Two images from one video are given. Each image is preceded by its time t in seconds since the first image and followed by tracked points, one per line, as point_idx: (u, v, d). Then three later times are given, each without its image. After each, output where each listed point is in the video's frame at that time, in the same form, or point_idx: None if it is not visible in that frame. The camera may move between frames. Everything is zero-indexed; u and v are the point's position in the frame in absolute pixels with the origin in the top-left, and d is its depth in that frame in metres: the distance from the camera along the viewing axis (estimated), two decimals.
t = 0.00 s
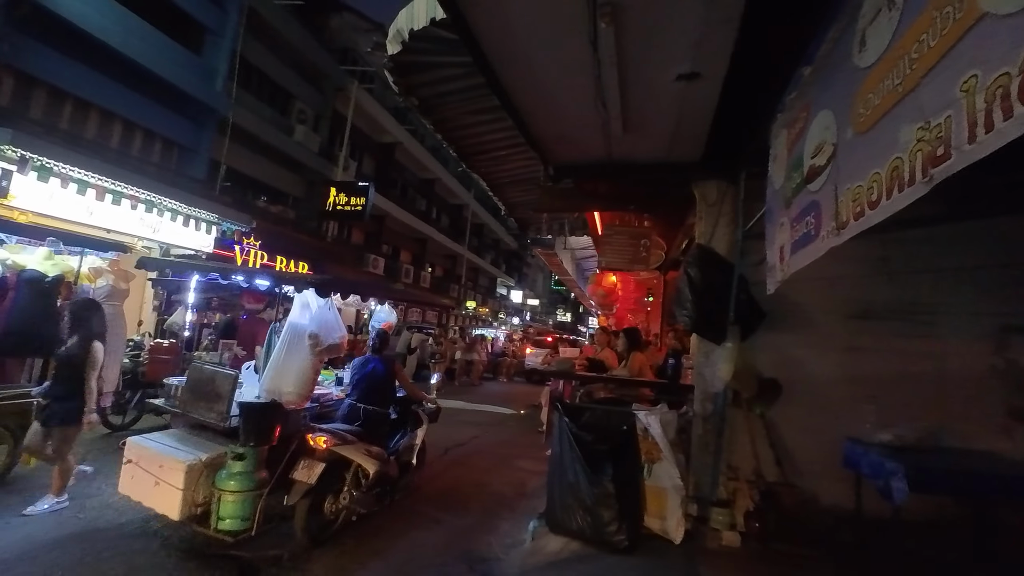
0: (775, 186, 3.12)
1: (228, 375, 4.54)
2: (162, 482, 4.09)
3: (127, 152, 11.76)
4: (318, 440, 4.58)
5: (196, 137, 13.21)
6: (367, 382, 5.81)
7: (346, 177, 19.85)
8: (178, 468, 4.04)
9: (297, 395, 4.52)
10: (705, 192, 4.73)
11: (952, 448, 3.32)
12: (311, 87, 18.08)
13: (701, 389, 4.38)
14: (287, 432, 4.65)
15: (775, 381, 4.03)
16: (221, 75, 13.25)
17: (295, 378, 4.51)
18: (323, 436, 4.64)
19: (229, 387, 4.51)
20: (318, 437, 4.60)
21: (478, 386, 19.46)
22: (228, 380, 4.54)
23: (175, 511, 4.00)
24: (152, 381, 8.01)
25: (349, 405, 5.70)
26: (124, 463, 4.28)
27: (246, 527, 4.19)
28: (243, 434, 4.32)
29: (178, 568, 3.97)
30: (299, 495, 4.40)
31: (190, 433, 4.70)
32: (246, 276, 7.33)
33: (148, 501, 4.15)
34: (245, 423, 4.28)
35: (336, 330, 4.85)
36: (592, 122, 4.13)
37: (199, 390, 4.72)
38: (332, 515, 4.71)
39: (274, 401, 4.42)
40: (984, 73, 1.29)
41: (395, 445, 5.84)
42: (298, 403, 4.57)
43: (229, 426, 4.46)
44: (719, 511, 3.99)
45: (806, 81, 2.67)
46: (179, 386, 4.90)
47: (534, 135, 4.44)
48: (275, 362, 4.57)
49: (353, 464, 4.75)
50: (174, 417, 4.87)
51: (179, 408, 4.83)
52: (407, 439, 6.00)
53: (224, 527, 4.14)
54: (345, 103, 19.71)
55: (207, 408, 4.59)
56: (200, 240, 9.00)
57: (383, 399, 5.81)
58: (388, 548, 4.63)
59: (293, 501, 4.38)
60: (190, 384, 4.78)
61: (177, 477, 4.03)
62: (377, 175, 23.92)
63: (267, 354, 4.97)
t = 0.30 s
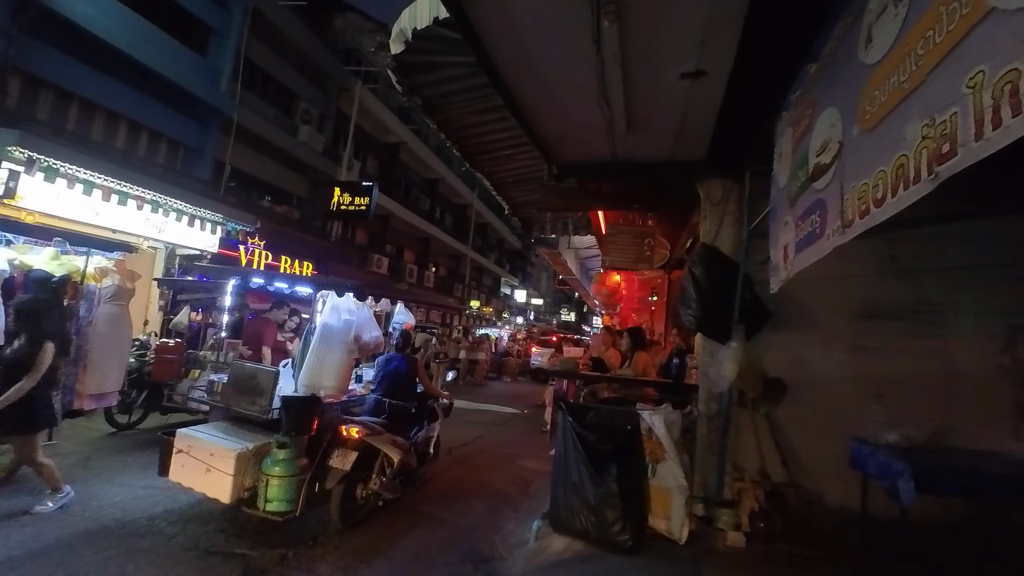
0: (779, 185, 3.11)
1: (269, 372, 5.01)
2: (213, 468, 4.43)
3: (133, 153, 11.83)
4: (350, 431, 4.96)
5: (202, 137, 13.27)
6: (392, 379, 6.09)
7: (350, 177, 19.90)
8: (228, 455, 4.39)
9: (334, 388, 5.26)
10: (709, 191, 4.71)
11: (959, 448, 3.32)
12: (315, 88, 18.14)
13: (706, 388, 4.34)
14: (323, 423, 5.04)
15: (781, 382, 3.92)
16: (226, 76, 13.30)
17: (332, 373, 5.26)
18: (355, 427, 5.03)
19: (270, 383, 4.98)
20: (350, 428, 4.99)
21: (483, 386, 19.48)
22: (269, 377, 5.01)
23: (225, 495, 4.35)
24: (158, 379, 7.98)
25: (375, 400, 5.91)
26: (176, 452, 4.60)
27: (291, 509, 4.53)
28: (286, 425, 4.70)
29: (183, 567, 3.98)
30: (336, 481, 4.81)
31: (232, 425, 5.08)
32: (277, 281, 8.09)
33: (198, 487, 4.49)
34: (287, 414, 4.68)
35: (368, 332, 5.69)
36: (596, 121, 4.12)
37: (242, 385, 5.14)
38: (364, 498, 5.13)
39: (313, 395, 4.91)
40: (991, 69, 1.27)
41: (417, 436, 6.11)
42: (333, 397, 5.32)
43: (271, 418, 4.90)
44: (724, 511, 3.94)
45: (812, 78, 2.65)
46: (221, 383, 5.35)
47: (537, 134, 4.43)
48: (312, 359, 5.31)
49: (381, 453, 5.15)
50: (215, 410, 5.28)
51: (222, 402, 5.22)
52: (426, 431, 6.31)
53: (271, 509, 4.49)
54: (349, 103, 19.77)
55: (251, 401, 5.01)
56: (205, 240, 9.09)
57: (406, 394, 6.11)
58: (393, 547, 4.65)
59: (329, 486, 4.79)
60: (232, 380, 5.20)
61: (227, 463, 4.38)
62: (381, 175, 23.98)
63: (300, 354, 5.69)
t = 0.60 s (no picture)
0: (783, 183, 3.09)
1: (302, 369, 5.33)
2: (252, 459, 4.75)
3: (137, 153, 11.87)
4: (377, 424, 5.31)
5: (206, 138, 13.32)
6: (411, 375, 6.43)
7: (353, 177, 19.93)
8: (269, 446, 4.73)
9: (363, 385, 6.03)
10: (713, 190, 4.69)
11: (964, 448, 3.32)
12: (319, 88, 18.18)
13: (709, 388, 4.29)
14: (351, 417, 5.39)
15: (785, 381, 3.92)
16: (230, 77, 13.33)
17: (363, 371, 6.04)
18: (381, 420, 5.38)
19: (302, 380, 5.28)
20: (377, 421, 5.35)
21: (486, 385, 19.49)
22: (302, 374, 5.34)
23: (266, 483, 4.69)
24: (162, 380, 8.09)
25: (395, 395, 6.28)
26: (215, 444, 4.90)
27: (326, 495, 4.88)
28: (319, 418, 5.03)
29: (187, 566, 3.99)
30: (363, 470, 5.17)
31: (265, 419, 5.41)
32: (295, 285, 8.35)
33: (239, 476, 4.81)
34: (320, 408, 5.01)
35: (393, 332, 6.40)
36: (599, 121, 4.12)
37: (274, 383, 5.45)
38: (387, 486, 5.50)
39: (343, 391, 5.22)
40: (996, 67, 1.27)
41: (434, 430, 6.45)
42: (364, 392, 6.07)
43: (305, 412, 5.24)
44: (727, 511, 3.94)
45: (816, 77, 2.64)
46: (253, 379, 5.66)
47: (540, 134, 4.43)
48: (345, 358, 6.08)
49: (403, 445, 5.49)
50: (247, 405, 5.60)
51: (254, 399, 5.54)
52: (442, 425, 6.62)
53: (307, 496, 4.83)
54: (352, 103, 19.80)
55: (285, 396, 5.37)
56: (209, 240, 9.16)
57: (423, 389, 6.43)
58: (398, 545, 4.68)
59: (358, 475, 5.19)
60: (265, 377, 5.52)
61: (268, 453, 4.72)
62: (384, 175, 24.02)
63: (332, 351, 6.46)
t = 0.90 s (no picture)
0: (786, 182, 3.08)
1: (326, 368, 5.95)
2: (282, 450, 5.34)
3: (140, 152, 11.90)
4: (396, 417, 5.83)
5: (209, 137, 13.36)
6: (425, 373, 6.88)
7: (355, 177, 19.95)
8: (298, 438, 5.31)
9: (381, 381, 6.63)
10: (715, 189, 4.60)
11: (967, 448, 3.31)
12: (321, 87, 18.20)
13: (711, 388, 4.24)
14: (371, 412, 5.98)
15: (786, 380, 3.94)
16: (232, 76, 13.34)
17: (380, 368, 6.65)
18: (399, 414, 5.90)
19: (328, 377, 5.92)
20: (393, 415, 5.90)
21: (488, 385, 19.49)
22: (326, 371, 5.94)
23: (295, 472, 5.26)
24: (165, 381, 8.16)
25: (411, 390, 6.75)
26: (247, 437, 5.51)
27: (350, 483, 5.50)
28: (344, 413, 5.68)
29: (190, 565, 4.00)
30: (384, 460, 5.76)
31: (291, 413, 5.99)
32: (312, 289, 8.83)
33: (270, 466, 5.38)
34: (344, 402, 5.66)
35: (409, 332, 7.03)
36: (601, 120, 4.11)
37: (300, 379, 6.04)
38: (405, 476, 5.98)
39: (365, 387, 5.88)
40: (1001, 65, 1.26)
41: (446, 424, 6.84)
42: (381, 388, 6.64)
43: (329, 407, 5.83)
44: (731, 511, 3.94)
45: (819, 75, 2.63)
46: (280, 378, 6.24)
47: (542, 133, 4.43)
48: (364, 356, 6.74)
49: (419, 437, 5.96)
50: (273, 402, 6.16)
51: (280, 394, 6.12)
52: (454, 420, 7.02)
53: (333, 483, 5.47)
54: (354, 102, 19.82)
55: (310, 393, 5.92)
56: (211, 239, 9.17)
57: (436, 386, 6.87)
58: (400, 544, 4.69)
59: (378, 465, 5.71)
60: (292, 376, 6.12)
61: (297, 445, 5.30)
62: (386, 175, 24.04)
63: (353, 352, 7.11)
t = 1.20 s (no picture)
0: (788, 182, 3.08)
1: (347, 366, 6.46)
2: (306, 442, 5.70)
3: (143, 152, 11.93)
4: (411, 412, 6.19)
5: (211, 137, 13.39)
6: (437, 371, 7.35)
7: (357, 176, 19.97)
8: (322, 430, 5.69)
9: (401, 377, 6.90)
10: (717, 188, 4.59)
11: (968, 447, 3.31)
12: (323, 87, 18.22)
13: (713, 387, 4.23)
14: (389, 407, 6.34)
15: (788, 379, 3.94)
16: (234, 76, 13.36)
17: (398, 365, 6.92)
18: (415, 410, 6.25)
19: (348, 375, 6.43)
20: (410, 411, 6.23)
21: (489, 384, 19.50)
22: (347, 369, 6.45)
23: (319, 462, 5.63)
24: (167, 379, 8.16)
25: (425, 388, 7.21)
26: (274, 430, 5.91)
27: (370, 473, 5.77)
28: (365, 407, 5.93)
29: (193, 563, 4.01)
30: (402, 452, 5.97)
31: (314, 408, 6.46)
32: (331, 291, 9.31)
33: (295, 456, 5.77)
34: (364, 398, 5.93)
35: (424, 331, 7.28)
36: (603, 119, 4.11)
37: (323, 376, 6.54)
38: (420, 467, 6.33)
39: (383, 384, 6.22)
40: (1003, 64, 1.25)
41: (456, 419, 7.40)
42: (399, 384, 6.93)
43: (350, 402, 6.27)
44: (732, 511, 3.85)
45: (821, 74, 2.62)
46: (303, 375, 6.77)
47: (544, 132, 4.43)
48: (383, 354, 7.00)
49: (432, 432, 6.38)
50: (296, 397, 6.64)
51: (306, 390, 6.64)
52: (463, 416, 7.52)
53: (355, 473, 5.72)
54: (356, 102, 19.83)
55: (332, 389, 6.41)
56: (213, 238, 9.20)
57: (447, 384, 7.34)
58: (402, 542, 4.71)
59: (397, 456, 5.96)
60: (315, 372, 6.61)
61: (321, 436, 5.67)
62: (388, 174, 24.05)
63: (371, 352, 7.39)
